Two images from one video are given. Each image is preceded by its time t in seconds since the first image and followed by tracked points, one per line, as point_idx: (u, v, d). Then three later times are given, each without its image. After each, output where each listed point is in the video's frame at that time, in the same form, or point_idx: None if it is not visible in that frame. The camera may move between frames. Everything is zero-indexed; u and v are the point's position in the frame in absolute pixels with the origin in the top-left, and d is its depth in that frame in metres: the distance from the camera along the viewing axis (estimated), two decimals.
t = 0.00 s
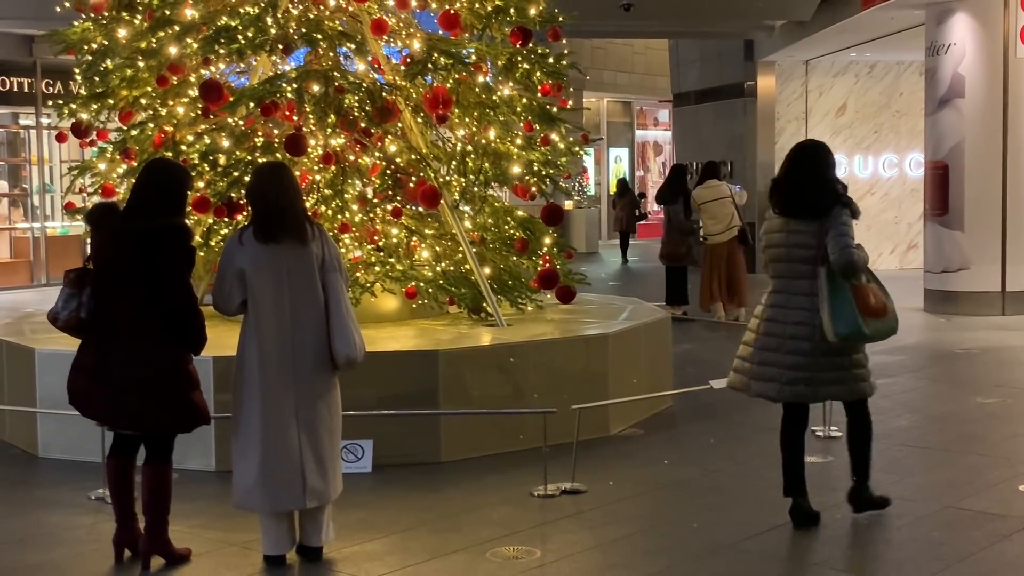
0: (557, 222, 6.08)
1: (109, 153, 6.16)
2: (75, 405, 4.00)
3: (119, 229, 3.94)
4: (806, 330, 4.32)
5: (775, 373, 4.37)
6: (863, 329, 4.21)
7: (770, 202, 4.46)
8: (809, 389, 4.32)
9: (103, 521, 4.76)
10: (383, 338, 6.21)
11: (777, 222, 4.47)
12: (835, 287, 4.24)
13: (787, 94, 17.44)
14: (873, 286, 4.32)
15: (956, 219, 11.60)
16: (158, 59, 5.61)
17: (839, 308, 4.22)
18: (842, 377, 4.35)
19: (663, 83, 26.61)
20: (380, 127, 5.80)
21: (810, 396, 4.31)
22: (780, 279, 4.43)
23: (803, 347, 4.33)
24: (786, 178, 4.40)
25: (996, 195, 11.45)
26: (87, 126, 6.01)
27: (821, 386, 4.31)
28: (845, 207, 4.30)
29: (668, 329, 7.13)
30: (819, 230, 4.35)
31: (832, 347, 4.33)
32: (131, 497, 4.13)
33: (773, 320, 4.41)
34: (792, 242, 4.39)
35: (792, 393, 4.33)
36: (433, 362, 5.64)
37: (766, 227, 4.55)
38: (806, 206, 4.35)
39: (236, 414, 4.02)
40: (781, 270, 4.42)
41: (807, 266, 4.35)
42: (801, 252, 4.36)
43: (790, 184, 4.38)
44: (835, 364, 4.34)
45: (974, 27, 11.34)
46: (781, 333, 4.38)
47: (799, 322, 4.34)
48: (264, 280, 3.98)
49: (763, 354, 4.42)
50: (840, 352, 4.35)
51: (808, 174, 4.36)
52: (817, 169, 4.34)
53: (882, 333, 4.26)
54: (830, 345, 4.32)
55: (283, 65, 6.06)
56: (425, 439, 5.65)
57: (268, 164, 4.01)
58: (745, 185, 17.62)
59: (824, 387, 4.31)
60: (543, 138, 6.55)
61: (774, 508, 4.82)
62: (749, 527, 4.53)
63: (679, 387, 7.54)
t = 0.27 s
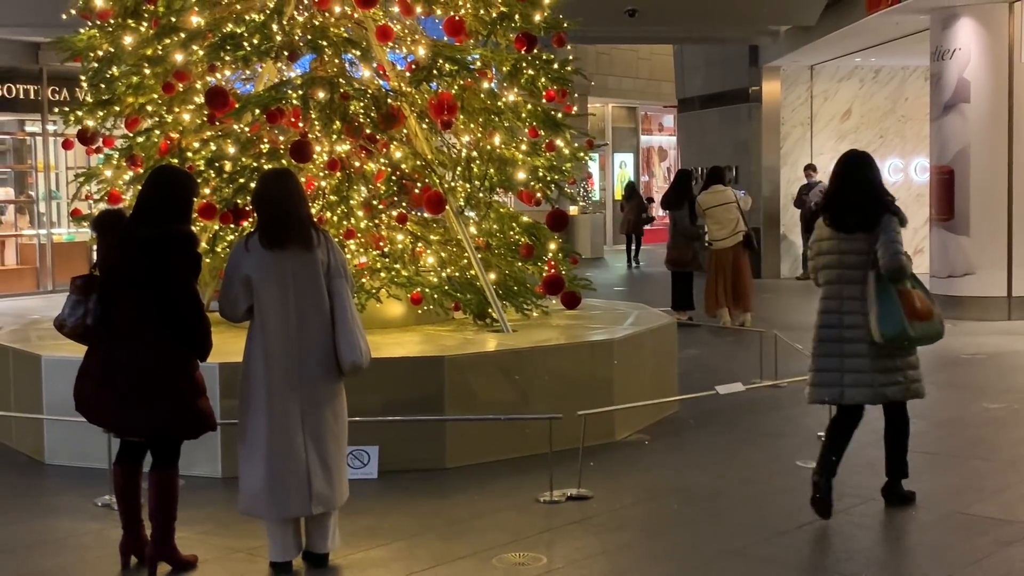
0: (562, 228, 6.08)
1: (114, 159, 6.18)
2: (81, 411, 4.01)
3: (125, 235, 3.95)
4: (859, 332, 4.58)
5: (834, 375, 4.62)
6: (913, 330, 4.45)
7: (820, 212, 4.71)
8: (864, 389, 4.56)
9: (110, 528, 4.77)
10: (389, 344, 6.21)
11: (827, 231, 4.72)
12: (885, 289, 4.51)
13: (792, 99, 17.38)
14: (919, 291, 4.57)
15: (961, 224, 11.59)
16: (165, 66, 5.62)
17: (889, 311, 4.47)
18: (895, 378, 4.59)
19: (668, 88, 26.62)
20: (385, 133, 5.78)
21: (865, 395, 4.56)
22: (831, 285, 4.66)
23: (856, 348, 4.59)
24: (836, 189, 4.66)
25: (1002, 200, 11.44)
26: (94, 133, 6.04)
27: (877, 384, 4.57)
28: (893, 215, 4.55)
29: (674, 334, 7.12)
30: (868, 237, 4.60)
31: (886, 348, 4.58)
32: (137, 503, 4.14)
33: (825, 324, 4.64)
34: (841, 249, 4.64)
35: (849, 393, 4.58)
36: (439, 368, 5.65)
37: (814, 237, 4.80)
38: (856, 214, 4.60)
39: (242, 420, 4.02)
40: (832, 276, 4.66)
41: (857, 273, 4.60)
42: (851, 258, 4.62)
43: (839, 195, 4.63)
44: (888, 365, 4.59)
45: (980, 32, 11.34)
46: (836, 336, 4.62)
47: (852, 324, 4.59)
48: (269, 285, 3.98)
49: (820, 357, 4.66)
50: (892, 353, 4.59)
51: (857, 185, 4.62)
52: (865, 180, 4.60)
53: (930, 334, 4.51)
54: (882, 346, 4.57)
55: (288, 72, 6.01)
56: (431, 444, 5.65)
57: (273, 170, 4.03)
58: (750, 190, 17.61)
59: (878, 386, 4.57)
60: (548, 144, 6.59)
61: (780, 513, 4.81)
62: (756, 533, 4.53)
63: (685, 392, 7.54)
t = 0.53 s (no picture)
0: (569, 237, 6.07)
1: (122, 172, 6.21)
2: (90, 423, 4.02)
3: (133, 247, 3.94)
4: (909, 329, 4.81)
5: (890, 372, 4.82)
6: (963, 322, 4.71)
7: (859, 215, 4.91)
8: (919, 382, 4.77)
9: (119, 540, 4.77)
10: (396, 356, 6.21)
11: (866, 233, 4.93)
12: (934, 287, 4.74)
13: (798, 108, 17.35)
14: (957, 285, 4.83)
15: (969, 232, 11.57)
16: (171, 79, 5.66)
17: (940, 306, 4.71)
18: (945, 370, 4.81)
19: (674, 98, 26.64)
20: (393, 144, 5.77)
21: (921, 388, 4.77)
22: (878, 287, 4.88)
23: (908, 344, 4.81)
24: (874, 191, 4.85)
25: (1010, 208, 11.42)
26: (101, 145, 6.05)
27: (931, 377, 4.77)
28: (934, 215, 4.80)
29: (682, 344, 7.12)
30: (912, 237, 4.82)
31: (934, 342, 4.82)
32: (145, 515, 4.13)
33: (875, 324, 4.87)
34: (885, 251, 4.85)
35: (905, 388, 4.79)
36: (447, 378, 5.64)
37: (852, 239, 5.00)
38: (899, 216, 4.81)
39: (250, 432, 4.02)
40: (878, 277, 4.87)
41: (903, 272, 4.83)
42: (896, 259, 4.83)
43: (879, 199, 4.84)
44: (938, 358, 4.81)
45: (987, 41, 11.32)
46: (886, 336, 4.85)
47: (901, 321, 4.82)
48: (276, 298, 3.98)
49: (873, 356, 4.88)
50: (941, 347, 4.83)
51: (894, 186, 4.82)
52: (903, 182, 4.80)
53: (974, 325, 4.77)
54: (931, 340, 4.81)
55: (295, 83, 6.10)
56: (439, 455, 5.65)
57: (279, 182, 4.04)
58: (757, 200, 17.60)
59: (932, 378, 4.77)
60: (555, 154, 6.56)
61: (789, 523, 4.80)
62: (765, 543, 4.51)
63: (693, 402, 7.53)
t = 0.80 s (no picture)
0: (576, 253, 6.06)
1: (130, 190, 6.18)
2: (96, 441, 4.01)
3: (141, 265, 3.96)
4: (934, 339, 5.07)
5: (916, 381, 5.08)
6: (986, 333, 4.98)
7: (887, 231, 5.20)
8: (943, 390, 5.02)
9: (126, 558, 4.75)
10: (403, 372, 6.19)
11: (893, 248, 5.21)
12: (958, 300, 5.04)
13: (805, 123, 17.25)
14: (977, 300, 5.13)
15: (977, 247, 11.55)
16: (179, 97, 5.64)
17: (963, 317, 4.99)
18: (967, 379, 5.07)
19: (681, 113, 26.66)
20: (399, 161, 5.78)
21: (946, 396, 5.02)
22: (904, 298, 5.15)
23: (933, 354, 5.07)
24: (902, 209, 5.15)
25: (1018, 223, 11.38)
26: (110, 163, 6.07)
27: (955, 387, 5.03)
28: (956, 231, 5.11)
29: (690, 360, 7.09)
30: (936, 252, 5.12)
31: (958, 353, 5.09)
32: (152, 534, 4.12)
33: (902, 335, 5.13)
34: (911, 265, 5.14)
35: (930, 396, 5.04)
36: (454, 395, 5.62)
37: (877, 254, 5.28)
38: (924, 232, 5.10)
39: (258, 449, 4.01)
40: (904, 289, 5.15)
41: (927, 285, 5.11)
42: (921, 273, 5.12)
43: (907, 215, 5.13)
44: (961, 368, 5.07)
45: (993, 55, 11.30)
46: (912, 346, 5.11)
47: (926, 332, 5.10)
48: (283, 314, 3.98)
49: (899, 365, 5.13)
50: (962, 357, 5.09)
51: (922, 204, 5.11)
52: (930, 200, 5.10)
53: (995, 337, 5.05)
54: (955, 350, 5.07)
55: (303, 100, 6.11)
56: (446, 471, 5.62)
57: (286, 199, 4.04)
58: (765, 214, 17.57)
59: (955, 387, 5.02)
60: (562, 170, 6.63)
61: (798, 540, 4.77)
62: (774, 560, 4.48)
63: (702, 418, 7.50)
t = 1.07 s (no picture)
0: (584, 277, 6.06)
1: (138, 216, 6.17)
2: (104, 466, 4.00)
3: (150, 289, 3.96)
4: (950, 355, 5.36)
5: (931, 395, 5.36)
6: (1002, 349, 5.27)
7: (903, 253, 5.48)
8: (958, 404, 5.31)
9: None
10: (411, 396, 6.17)
11: (909, 269, 5.50)
12: (975, 317, 5.31)
13: (812, 146, 17.36)
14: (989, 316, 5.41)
15: (986, 270, 11.54)
16: (187, 122, 5.68)
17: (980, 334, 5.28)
18: (979, 394, 5.37)
19: (687, 137, 26.75)
20: (406, 186, 5.76)
21: (959, 409, 5.31)
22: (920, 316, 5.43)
23: (950, 369, 5.36)
24: (916, 232, 5.42)
25: None
26: (118, 189, 6.08)
27: (967, 402, 5.33)
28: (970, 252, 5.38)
29: (698, 383, 7.05)
30: (951, 272, 5.39)
31: (972, 368, 5.37)
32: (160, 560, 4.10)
33: (919, 350, 5.42)
34: (928, 284, 5.42)
35: (946, 409, 5.32)
36: (461, 419, 5.60)
37: (895, 275, 5.56)
38: (941, 253, 5.37)
39: (265, 474, 3.99)
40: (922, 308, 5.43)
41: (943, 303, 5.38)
42: (938, 292, 5.40)
43: (924, 237, 5.39)
44: (975, 382, 5.38)
45: (999, 79, 11.33)
46: (930, 361, 5.39)
47: (943, 348, 5.37)
48: (290, 340, 3.98)
49: (916, 380, 5.41)
50: (976, 372, 5.39)
51: (937, 227, 5.36)
52: (944, 223, 5.36)
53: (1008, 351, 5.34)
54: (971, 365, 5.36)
55: (310, 125, 6.16)
56: (453, 496, 5.60)
57: (293, 224, 4.03)
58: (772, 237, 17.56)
59: (969, 400, 5.32)
60: (568, 194, 6.64)
61: (807, 564, 4.73)
62: None
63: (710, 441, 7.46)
